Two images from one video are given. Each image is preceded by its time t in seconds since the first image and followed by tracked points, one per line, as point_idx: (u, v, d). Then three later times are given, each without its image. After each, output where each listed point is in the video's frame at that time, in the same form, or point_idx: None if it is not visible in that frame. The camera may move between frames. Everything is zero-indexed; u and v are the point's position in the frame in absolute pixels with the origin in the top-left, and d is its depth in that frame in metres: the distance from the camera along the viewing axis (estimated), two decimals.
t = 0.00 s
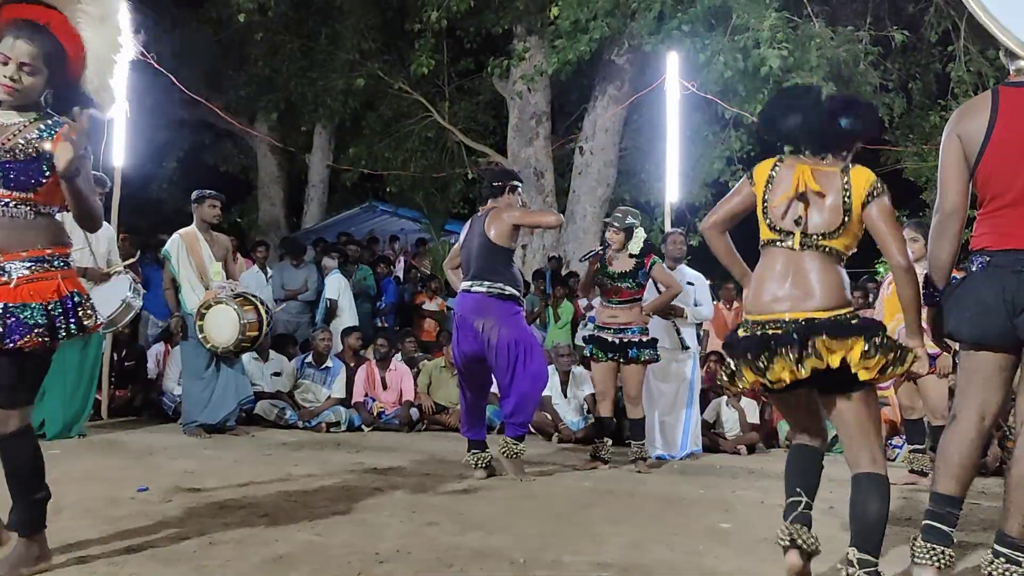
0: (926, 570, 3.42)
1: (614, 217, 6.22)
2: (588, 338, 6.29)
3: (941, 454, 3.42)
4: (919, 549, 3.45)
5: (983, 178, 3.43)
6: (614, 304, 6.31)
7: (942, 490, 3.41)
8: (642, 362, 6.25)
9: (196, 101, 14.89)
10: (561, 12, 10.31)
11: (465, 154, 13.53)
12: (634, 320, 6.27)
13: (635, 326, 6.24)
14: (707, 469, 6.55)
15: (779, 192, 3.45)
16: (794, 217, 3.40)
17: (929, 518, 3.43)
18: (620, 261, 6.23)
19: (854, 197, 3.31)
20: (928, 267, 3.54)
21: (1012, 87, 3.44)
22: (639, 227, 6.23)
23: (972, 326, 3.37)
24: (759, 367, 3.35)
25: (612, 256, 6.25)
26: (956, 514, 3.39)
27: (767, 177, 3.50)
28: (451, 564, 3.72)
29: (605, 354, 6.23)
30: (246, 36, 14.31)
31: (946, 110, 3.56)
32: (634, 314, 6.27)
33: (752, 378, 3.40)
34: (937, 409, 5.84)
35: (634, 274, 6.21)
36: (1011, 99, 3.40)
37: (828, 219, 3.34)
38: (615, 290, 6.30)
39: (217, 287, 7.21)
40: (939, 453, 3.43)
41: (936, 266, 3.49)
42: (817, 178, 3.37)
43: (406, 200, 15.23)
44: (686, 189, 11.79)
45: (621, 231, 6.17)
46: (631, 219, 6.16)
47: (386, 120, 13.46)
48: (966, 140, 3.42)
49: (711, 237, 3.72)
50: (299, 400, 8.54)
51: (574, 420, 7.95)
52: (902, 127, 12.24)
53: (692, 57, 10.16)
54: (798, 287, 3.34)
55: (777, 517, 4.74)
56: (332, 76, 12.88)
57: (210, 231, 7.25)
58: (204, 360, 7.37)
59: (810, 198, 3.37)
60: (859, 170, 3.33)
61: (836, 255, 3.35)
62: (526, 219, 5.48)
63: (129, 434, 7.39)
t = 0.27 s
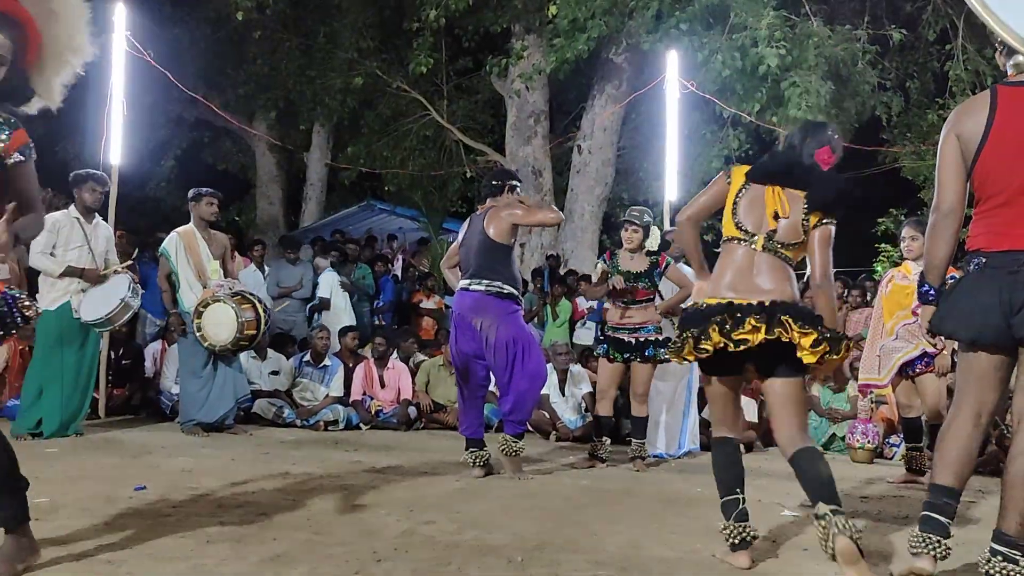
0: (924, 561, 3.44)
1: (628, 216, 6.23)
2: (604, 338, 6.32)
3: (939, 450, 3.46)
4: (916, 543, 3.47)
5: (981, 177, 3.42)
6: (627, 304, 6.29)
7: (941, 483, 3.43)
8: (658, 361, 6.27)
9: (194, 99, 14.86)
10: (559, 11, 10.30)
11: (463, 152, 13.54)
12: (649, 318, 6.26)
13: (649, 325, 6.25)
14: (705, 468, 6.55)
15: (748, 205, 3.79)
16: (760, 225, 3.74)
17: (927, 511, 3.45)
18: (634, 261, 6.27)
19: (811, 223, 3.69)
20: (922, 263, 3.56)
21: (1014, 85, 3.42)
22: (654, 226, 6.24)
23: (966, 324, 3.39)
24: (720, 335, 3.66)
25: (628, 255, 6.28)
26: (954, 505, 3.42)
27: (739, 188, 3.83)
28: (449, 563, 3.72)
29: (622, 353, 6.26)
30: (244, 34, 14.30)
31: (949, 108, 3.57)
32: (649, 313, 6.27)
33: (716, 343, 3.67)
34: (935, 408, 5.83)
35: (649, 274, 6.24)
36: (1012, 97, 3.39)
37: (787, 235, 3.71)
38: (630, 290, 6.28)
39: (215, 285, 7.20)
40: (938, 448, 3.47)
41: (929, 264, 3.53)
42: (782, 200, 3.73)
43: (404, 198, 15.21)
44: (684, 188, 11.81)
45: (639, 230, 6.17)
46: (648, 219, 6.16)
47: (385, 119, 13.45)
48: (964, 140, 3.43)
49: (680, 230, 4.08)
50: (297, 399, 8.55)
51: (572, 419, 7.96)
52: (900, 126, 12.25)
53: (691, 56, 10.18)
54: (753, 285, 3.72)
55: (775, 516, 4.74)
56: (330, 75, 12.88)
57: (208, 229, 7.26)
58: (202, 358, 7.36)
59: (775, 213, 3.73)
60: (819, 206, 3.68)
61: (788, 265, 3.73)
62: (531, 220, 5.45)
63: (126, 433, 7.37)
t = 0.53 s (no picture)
0: (943, 569, 3.53)
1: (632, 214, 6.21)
2: (606, 336, 6.34)
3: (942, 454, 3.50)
4: (933, 550, 3.55)
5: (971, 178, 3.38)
6: (630, 302, 6.30)
7: (948, 490, 3.49)
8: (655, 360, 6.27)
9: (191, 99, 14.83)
10: (556, 11, 10.29)
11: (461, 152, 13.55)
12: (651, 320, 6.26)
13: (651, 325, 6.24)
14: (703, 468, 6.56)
15: (701, 214, 4.27)
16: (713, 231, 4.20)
17: (939, 518, 3.52)
18: (639, 260, 6.26)
19: (760, 217, 4.15)
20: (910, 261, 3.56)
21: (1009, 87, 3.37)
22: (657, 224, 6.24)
23: (955, 324, 3.36)
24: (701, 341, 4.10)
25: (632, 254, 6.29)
26: (964, 509, 3.49)
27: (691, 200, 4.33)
28: (447, 563, 3.72)
29: (621, 353, 6.27)
30: (241, 33, 14.29)
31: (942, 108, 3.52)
32: (652, 314, 6.27)
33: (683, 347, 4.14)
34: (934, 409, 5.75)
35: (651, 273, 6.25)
36: (1006, 99, 3.34)
37: (740, 232, 4.16)
38: (634, 289, 6.28)
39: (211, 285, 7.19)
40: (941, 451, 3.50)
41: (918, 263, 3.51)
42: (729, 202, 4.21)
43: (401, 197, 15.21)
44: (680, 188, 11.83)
45: (641, 227, 6.15)
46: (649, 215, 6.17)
47: (382, 118, 13.45)
48: (954, 140, 3.39)
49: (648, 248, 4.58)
50: (294, 399, 8.54)
51: (569, 420, 7.97)
52: (896, 126, 12.28)
53: (688, 56, 10.19)
54: (715, 284, 4.20)
55: (772, 516, 4.75)
56: (328, 75, 12.88)
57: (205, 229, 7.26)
58: (198, 358, 7.34)
59: (724, 216, 4.19)
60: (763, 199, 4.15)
61: (748, 259, 4.19)
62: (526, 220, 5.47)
63: (122, 433, 7.35)
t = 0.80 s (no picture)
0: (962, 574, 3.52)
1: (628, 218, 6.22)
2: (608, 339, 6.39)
3: (945, 458, 3.52)
4: (950, 557, 3.54)
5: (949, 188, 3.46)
6: (627, 303, 6.32)
7: (957, 495, 3.49)
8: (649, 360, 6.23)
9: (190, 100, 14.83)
10: (556, 13, 10.30)
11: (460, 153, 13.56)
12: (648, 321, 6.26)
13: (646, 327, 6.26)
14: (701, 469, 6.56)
15: (688, 230, 4.59)
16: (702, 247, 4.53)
17: (951, 524, 3.53)
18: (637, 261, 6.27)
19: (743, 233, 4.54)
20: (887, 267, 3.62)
21: (992, 100, 3.43)
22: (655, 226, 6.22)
23: (936, 330, 3.44)
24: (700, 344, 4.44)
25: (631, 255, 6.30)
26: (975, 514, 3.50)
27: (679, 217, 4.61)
28: (446, 563, 3.72)
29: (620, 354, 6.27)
30: (241, 34, 14.29)
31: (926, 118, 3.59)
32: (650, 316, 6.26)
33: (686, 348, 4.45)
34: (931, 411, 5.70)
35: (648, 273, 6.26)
36: (988, 111, 3.40)
37: (727, 248, 4.52)
38: (632, 290, 6.28)
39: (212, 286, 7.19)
40: (944, 456, 3.52)
41: (895, 269, 3.58)
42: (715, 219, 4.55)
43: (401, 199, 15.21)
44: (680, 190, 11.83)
45: (637, 229, 6.14)
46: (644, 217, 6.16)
47: (382, 119, 13.45)
48: (934, 149, 3.47)
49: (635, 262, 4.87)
50: (293, 400, 8.53)
51: (568, 420, 7.96)
52: (896, 128, 12.28)
53: (687, 57, 10.20)
54: (710, 295, 4.51)
55: (771, 517, 4.75)
56: (327, 77, 12.90)
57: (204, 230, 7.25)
58: (197, 359, 7.32)
59: (711, 233, 4.53)
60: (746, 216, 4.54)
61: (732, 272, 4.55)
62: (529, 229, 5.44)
63: (122, 433, 7.36)
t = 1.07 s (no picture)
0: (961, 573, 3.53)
1: (623, 220, 6.23)
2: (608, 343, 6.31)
3: (936, 458, 3.53)
4: (950, 557, 3.54)
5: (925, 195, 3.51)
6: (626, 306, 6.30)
7: (951, 494, 3.49)
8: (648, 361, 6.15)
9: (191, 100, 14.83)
10: (556, 13, 10.29)
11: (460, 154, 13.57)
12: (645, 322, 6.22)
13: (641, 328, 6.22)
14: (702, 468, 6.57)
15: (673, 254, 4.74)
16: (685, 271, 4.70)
17: (948, 523, 3.53)
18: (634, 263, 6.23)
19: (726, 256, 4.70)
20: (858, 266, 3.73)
21: (967, 110, 3.52)
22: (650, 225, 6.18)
23: (921, 331, 3.49)
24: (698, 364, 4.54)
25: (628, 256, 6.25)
26: (970, 511, 3.51)
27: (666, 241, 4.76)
28: (445, 564, 3.73)
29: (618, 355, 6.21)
30: (241, 35, 14.30)
31: (899, 125, 3.64)
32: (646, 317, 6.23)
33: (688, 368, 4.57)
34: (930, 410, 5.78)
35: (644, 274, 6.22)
36: (964, 121, 3.48)
37: (710, 270, 4.68)
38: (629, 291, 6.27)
39: (212, 286, 7.21)
40: (934, 456, 3.54)
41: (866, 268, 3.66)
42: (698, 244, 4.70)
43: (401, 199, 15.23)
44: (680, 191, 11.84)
45: (631, 230, 6.14)
46: (639, 218, 6.14)
47: (382, 120, 13.45)
48: (913, 156, 3.52)
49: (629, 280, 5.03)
50: (293, 400, 8.54)
51: (569, 420, 7.97)
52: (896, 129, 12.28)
53: (687, 58, 10.20)
54: (696, 313, 4.67)
55: (770, 516, 4.76)
56: (328, 77, 12.91)
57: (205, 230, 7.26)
58: (198, 359, 7.32)
59: (694, 258, 4.69)
60: (727, 239, 4.70)
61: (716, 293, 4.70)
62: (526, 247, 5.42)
63: (122, 434, 7.37)
